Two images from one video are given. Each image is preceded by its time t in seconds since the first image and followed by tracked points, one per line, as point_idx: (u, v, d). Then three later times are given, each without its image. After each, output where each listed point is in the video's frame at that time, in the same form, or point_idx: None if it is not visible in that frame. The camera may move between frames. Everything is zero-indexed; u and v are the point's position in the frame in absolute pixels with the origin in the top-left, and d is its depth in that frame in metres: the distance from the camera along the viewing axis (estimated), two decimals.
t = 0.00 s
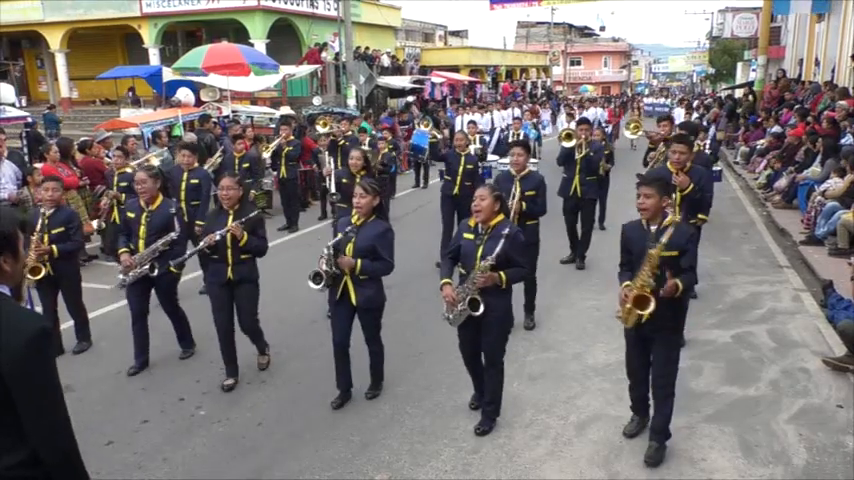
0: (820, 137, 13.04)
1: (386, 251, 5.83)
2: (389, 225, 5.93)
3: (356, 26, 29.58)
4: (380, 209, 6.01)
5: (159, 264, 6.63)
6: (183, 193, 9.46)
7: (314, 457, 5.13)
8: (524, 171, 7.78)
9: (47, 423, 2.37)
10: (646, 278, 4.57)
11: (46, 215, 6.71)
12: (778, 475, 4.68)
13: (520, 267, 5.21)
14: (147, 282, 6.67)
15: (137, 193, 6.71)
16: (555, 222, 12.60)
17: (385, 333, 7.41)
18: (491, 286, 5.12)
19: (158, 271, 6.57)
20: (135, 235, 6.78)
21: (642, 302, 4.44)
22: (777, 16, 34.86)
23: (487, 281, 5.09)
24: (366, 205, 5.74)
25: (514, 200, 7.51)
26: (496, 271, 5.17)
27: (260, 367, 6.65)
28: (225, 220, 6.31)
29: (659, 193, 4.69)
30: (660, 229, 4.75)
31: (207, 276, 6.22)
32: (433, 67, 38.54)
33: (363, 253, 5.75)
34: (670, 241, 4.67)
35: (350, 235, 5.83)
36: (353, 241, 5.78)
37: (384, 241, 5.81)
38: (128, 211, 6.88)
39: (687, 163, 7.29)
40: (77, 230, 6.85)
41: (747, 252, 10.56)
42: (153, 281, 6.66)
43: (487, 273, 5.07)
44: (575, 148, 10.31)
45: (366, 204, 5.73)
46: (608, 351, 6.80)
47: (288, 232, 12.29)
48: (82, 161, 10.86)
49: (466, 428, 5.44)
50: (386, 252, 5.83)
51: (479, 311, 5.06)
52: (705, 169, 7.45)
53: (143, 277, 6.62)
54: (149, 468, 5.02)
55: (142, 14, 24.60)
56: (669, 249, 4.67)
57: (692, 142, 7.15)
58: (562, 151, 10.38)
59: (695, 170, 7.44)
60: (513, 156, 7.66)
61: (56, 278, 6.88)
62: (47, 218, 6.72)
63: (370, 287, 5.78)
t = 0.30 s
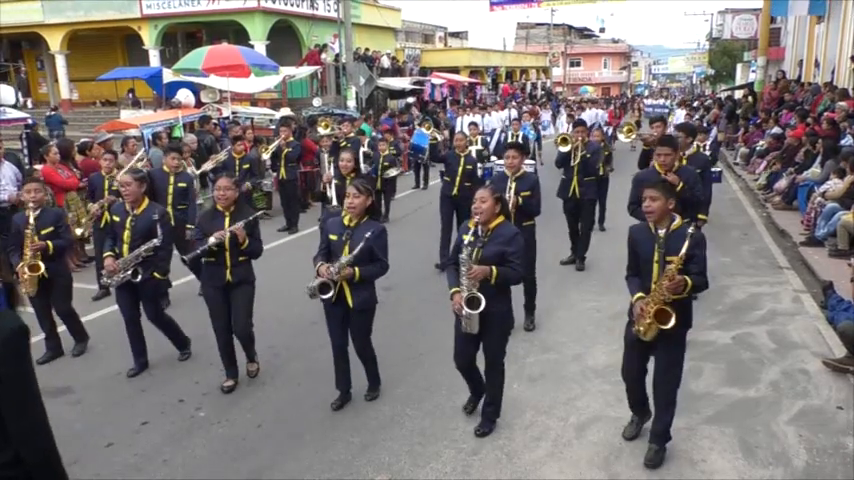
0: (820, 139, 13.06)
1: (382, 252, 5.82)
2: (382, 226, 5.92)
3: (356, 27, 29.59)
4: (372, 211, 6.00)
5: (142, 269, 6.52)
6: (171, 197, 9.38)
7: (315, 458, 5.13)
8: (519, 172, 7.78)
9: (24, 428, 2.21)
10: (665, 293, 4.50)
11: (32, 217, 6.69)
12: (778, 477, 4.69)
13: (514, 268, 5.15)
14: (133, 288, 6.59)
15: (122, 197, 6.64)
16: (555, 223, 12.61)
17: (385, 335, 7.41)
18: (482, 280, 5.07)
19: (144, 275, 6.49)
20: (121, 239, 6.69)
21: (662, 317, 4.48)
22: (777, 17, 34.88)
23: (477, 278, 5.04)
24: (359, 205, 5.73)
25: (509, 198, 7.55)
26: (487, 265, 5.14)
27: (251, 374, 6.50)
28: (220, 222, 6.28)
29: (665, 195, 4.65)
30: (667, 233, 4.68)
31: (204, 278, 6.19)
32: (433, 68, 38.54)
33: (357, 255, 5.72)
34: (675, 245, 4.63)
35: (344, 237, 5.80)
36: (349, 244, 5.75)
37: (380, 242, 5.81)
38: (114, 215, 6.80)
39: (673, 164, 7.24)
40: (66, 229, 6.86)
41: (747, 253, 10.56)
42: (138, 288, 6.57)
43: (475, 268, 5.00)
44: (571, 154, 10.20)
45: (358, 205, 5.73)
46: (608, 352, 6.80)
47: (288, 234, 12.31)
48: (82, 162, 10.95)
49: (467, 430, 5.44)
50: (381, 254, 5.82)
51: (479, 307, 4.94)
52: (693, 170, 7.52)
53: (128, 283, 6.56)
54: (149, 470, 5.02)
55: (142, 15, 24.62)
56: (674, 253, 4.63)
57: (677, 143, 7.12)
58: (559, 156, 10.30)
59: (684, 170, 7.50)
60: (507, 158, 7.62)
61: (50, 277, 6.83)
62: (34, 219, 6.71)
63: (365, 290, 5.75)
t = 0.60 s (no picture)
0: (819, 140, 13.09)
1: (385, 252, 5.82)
2: (383, 227, 5.92)
3: (356, 28, 29.59)
4: (372, 211, 5.98)
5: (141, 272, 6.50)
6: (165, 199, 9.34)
7: (316, 459, 5.13)
8: (521, 173, 7.76)
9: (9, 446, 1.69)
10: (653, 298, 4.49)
11: (28, 222, 6.68)
12: (778, 478, 4.69)
13: (509, 269, 5.14)
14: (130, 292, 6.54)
15: (117, 199, 6.63)
16: (555, 224, 12.62)
17: (385, 335, 7.42)
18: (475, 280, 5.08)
19: (142, 277, 6.47)
20: (118, 241, 6.70)
21: (656, 320, 4.47)
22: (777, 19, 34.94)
23: (470, 278, 5.04)
24: (359, 206, 5.72)
25: (507, 195, 7.59)
26: (481, 265, 5.13)
27: (257, 381, 6.40)
28: (224, 223, 6.27)
29: (670, 198, 4.62)
30: (669, 236, 4.65)
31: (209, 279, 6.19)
32: (433, 69, 38.55)
33: (364, 256, 5.74)
34: (676, 249, 4.61)
35: (346, 240, 5.79)
36: (352, 247, 5.75)
37: (383, 242, 5.82)
38: (109, 217, 6.78)
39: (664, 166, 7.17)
40: (63, 232, 6.82)
41: (747, 255, 10.56)
42: (135, 292, 6.53)
43: (469, 268, 5.00)
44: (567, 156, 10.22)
45: (359, 206, 5.73)
46: (607, 353, 6.81)
47: (288, 235, 12.31)
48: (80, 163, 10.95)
49: (468, 431, 5.43)
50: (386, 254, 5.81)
51: (471, 308, 4.95)
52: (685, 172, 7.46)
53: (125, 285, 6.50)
54: (149, 471, 5.02)
55: (142, 17, 24.62)
56: (675, 258, 4.62)
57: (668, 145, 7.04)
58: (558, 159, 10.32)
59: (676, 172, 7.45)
60: (509, 162, 7.62)
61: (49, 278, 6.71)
62: (30, 224, 6.70)
63: (369, 291, 5.75)
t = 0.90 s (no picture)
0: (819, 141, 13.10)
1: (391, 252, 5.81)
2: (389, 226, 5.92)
3: (356, 29, 29.59)
4: (377, 211, 5.98)
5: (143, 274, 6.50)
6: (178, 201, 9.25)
7: (316, 460, 5.13)
8: (526, 174, 7.74)
9: None
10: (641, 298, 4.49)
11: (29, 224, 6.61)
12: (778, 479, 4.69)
13: (504, 267, 5.13)
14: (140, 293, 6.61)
15: (122, 199, 6.64)
16: (554, 225, 12.63)
17: (385, 336, 7.43)
18: (471, 278, 5.08)
19: (148, 276, 6.50)
20: (125, 240, 6.71)
21: (644, 322, 4.52)
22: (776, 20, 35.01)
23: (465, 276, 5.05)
24: (363, 206, 5.71)
25: (509, 197, 7.60)
26: (476, 262, 5.13)
27: (257, 382, 6.40)
28: (231, 224, 6.28)
29: (665, 201, 4.62)
30: (662, 238, 4.66)
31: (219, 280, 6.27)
32: (433, 70, 38.55)
33: (367, 257, 5.74)
34: (668, 251, 4.61)
35: (351, 241, 5.79)
36: (356, 249, 5.76)
37: (389, 242, 5.80)
38: (116, 217, 6.80)
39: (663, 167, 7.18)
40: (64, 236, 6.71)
41: (747, 256, 10.56)
42: (145, 292, 6.60)
43: (465, 266, 5.02)
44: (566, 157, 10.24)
45: (362, 206, 5.72)
46: (607, 354, 6.81)
47: (288, 236, 12.30)
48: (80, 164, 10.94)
49: (469, 432, 5.42)
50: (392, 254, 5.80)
51: (466, 306, 4.98)
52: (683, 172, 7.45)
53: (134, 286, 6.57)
54: (148, 472, 5.02)
55: (142, 18, 24.62)
56: (667, 259, 4.60)
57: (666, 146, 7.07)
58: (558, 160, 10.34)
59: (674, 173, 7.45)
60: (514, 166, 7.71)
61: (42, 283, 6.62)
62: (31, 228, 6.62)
63: (377, 290, 5.78)
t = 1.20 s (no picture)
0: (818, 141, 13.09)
1: (390, 252, 5.80)
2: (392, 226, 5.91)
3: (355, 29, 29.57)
4: (381, 211, 5.98)
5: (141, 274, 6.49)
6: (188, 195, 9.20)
7: (316, 460, 5.12)
8: (527, 173, 7.74)
9: None
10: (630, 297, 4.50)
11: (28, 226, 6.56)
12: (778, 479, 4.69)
13: (502, 267, 5.14)
14: (143, 292, 6.61)
15: (126, 198, 6.64)
16: (554, 225, 12.62)
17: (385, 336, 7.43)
18: (469, 277, 5.08)
19: (147, 276, 6.48)
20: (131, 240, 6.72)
21: (631, 320, 4.55)
22: (776, 20, 35.03)
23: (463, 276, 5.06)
24: (366, 207, 5.72)
25: (509, 194, 7.61)
26: (474, 262, 5.13)
27: (256, 382, 6.40)
28: (232, 223, 6.30)
29: (657, 202, 4.62)
30: (653, 238, 4.67)
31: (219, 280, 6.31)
32: (433, 70, 38.52)
33: (366, 257, 5.74)
34: (659, 251, 4.61)
35: (353, 240, 5.79)
36: (358, 250, 5.75)
37: (388, 242, 5.79)
38: (124, 216, 6.82)
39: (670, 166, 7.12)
40: (61, 239, 6.66)
41: (747, 256, 10.55)
42: (148, 292, 6.60)
43: (462, 266, 5.03)
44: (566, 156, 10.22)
45: (366, 207, 5.72)
46: (607, 355, 6.81)
47: (287, 236, 12.30)
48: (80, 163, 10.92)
49: (469, 432, 5.41)
50: (390, 254, 5.79)
51: (465, 305, 4.99)
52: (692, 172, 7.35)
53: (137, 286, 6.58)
54: (148, 472, 5.02)
55: (142, 18, 24.62)
56: (657, 260, 4.61)
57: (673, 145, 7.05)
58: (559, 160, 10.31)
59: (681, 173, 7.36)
60: (514, 163, 7.73)
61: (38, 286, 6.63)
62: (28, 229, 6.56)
63: (377, 291, 5.78)
